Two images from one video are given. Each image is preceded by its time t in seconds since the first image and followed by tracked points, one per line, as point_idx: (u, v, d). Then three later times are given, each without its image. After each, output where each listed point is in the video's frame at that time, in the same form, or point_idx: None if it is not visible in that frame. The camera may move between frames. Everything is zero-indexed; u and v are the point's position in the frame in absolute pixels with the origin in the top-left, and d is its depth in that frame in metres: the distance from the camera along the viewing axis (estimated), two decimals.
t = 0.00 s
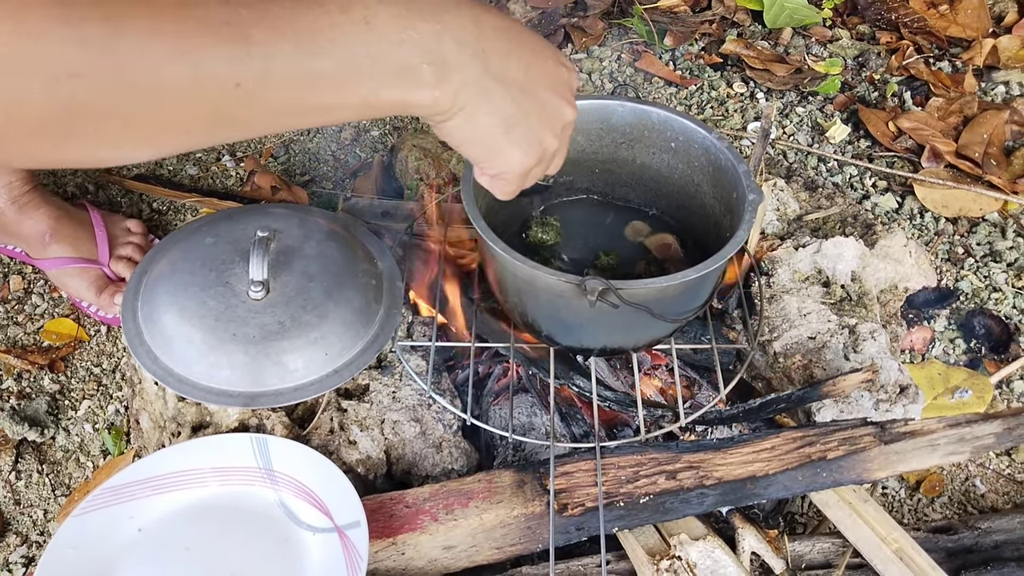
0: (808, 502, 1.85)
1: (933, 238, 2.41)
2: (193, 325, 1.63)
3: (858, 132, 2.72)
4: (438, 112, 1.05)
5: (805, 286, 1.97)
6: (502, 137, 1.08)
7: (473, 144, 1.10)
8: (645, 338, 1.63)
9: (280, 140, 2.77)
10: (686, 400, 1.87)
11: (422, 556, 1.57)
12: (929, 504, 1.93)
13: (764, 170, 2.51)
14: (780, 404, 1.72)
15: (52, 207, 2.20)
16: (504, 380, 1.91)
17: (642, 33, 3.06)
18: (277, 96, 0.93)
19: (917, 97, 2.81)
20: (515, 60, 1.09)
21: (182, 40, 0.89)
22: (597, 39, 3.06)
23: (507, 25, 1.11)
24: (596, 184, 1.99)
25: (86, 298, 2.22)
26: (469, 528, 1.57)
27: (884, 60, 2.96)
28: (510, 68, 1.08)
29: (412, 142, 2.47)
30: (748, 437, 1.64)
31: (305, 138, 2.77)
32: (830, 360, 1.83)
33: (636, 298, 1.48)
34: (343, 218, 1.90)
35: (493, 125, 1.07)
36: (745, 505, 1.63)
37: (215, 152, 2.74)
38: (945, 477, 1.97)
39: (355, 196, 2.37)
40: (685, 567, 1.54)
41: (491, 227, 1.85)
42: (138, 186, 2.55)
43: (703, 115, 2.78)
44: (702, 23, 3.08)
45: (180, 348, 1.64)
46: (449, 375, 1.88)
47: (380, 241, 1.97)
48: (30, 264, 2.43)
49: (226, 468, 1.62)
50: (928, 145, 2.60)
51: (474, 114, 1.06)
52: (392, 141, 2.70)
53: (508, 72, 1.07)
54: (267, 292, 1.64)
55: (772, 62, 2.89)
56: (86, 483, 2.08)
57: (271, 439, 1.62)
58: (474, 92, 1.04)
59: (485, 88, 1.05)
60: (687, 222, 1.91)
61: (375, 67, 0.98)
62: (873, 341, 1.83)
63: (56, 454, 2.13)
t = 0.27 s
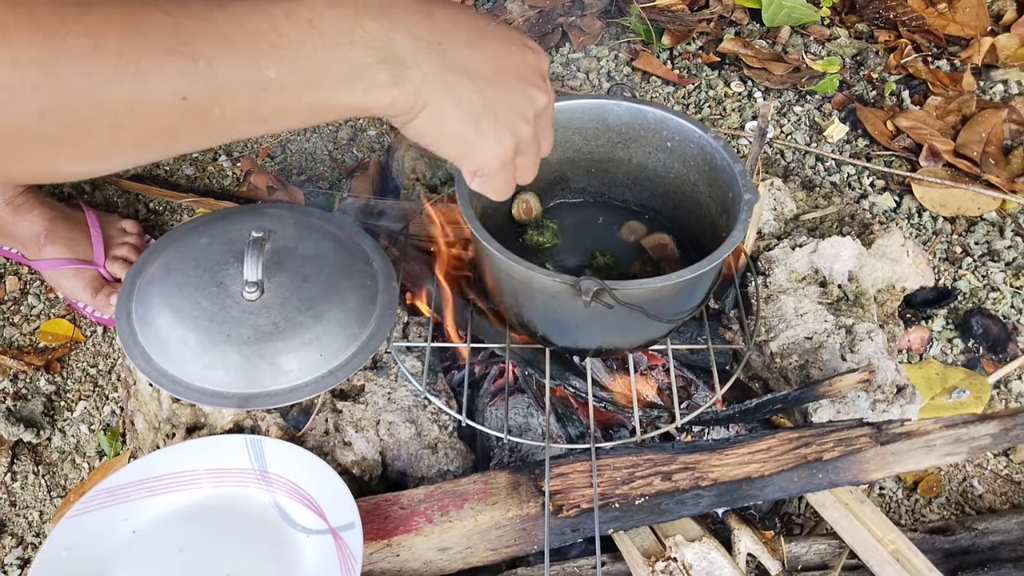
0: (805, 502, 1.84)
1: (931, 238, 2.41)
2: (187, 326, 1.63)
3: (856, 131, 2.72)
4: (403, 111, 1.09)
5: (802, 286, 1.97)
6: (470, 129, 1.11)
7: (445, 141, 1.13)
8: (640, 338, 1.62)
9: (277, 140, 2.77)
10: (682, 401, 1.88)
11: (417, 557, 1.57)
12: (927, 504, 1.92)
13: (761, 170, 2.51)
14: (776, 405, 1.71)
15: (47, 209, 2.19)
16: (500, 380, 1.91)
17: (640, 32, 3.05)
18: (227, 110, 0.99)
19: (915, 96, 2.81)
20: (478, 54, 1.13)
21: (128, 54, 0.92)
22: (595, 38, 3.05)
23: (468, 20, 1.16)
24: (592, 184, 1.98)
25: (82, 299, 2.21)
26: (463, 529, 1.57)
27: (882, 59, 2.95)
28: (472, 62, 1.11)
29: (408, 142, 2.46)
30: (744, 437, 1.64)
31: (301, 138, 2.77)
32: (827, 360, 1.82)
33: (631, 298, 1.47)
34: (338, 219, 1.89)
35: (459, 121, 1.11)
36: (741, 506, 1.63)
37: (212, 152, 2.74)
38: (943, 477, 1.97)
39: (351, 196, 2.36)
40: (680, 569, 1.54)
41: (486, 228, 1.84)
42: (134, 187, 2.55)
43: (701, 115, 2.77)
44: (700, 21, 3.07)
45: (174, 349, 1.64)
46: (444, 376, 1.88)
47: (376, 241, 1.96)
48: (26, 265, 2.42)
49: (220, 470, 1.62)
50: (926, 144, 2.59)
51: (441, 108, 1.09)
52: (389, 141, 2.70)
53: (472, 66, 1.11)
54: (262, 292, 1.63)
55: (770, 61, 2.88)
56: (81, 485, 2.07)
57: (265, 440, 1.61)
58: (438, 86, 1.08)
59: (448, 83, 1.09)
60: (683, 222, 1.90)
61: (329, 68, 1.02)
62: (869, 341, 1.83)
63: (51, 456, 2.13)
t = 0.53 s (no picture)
0: (801, 501, 1.84)
1: (929, 236, 2.40)
2: (180, 326, 1.62)
3: (854, 129, 2.71)
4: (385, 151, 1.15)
5: (799, 284, 1.96)
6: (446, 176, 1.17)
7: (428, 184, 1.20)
8: (635, 338, 1.62)
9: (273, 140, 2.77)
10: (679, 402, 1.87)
11: (411, 558, 1.56)
12: (924, 503, 1.92)
13: (758, 168, 2.50)
14: (773, 404, 1.71)
15: (41, 209, 2.20)
16: (496, 380, 1.90)
17: (637, 30, 3.04)
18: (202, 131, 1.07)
19: (913, 94, 2.80)
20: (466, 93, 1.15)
21: (111, 78, 1.01)
22: (592, 36, 3.04)
23: (457, 54, 1.17)
24: (588, 183, 1.98)
25: (77, 299, 2.21)
26: (458, 530, 1.56)
27: (880, 56, 2.94)
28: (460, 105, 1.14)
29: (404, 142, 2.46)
30: (739, 437, 1.63)
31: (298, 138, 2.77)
32: (823, 359, 1.82)
33: (625, 298, 1.47)
34: (333, 219, 1.88)
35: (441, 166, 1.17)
36: (736, 505, 1.62)
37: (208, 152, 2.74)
38: (940, 476, 1.96)
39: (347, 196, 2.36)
40: (675, 569, 1.53)
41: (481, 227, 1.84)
42: (129, 187, 2.54)
43: (698, 113, 2.76)
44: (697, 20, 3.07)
45: (167, 350, 1.63)
46: (440, 376, 1.87)
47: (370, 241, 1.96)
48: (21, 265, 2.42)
49: (214, 470, 1.61)
50: (924, 141, 2.58)
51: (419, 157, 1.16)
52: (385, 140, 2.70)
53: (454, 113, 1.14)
54: (255, 293, 1.62)
55: (768, 59, 2.87)
56: (76, 486, 2.07)
57: (259, 441, 1.61)
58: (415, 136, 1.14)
59: (430, 131, 1.14)
60: (679, 222, 1.90)
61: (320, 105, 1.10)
62: (866, 340, 1.83)
63: (47, 457, 2.12)
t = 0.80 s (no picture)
0: (796, 501, 1.84)
1: (923, 235, 2.40)
2: (173, 330, 1.62)
3: (848, 128, 2.71)
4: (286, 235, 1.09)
5: (793, 284, 1.96)
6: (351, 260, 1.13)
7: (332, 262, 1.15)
8: (628, 339, 1.62)
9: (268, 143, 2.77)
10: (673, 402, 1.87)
11: (405, 560, 1.56)
12: (919, 502, 1.92)
13: (752, 168, 2.50)
14: (766, 404, 1.71)
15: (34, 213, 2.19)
16: (490, 382, 1.90)
17: (631, 31, 3.05)
18: (73, 229, 0.99)
19: (908, 93, 2.80)
20: (349, 173, 1.03)
21: None
22: (586, 37, 3.05)
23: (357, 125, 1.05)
24: (581, 185, 1.98)
25: (71, 302, 2.22)
26: (452, 532, 1.56)
27: (874, 55, 2.94)
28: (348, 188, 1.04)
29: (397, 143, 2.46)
30: (733, 437, 1.63)
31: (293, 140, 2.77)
32: (817, 359, 1.82)
33: (617, 299, 1.47)
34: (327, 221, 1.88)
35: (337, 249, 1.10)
36: (730, 506, 1.62)
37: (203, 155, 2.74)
38: (935, 475, 1.96)
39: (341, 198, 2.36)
40: (670, 569, 1.53)
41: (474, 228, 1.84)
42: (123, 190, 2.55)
43: (692, 113, 2.76)
44: (691, 20, 3.07)
45: (160, 353, 1.63)
46: (434, 378, 1.87)
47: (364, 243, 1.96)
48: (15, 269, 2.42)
49: (207, 474, 1.60)
50: (919, 141, 2.58)
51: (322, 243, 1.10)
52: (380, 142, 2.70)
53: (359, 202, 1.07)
54: (248, 295, 1.61)
55: (762, 59, 2.88)
56: (72, 489, 2.07)
57: (253, 444, 1.61)
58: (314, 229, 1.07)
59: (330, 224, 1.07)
60: (672, 223, 1.90)
61: (184, 193, 1.00)
62: (859, 339, 1.82)
63: (42, 460, 2.12)
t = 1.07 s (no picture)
0: (790, 494, 1.84)
1: (917, 229, 2.40)
2: (167, 323, 1.62)
3: (843, 123, 2.71)
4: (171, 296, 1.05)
5: (787, 278, 1.97)
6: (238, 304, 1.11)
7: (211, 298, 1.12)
8: (623, 332, 1.62)
9: (262, 137, 2.77)
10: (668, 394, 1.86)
11: (400, 553, 1.56)
12: (913, 495, 1.92)
13: (747, 163, 2.51)
14: (761, 396, 1.71)
15: (28, 207, 2.19)
16: (485, 376, 1.90)
17: (626, 27, 3.05)
18: None
19: (902, 88, 2.80)
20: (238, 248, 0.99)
21: None
22: (581, 32, 3.05)
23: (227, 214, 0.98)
24: (576, 179, 1.98)
25: (64, 297, 2.20)
26: (446, 524, 1.56)
27: (868, 51, 2.95)
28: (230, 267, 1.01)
29: (392, 138, 2.46)
30: (727, 429, 1.63)
31: (287, 135, 2.77)
32: (811, 352, 1.82)
33: (611, 291, 1.47)
34: (321, 215, 1.88)
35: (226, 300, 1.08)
36: (724, 498, 1.63)
37: (197, 150, 2.74)
38: (929, 468, 1.96)
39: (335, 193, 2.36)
40: (664, 561, 1.53)
41: (468, 222, 1.84)
42: (117, 185, 2.54)
43: (687, 109, 2.77)
44: (686, 15, 3.07)
45: (154, 347, 1.63)
46: (428, 371, 1.87)
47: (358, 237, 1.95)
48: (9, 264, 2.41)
49: (201, 466, 1.60)
50: (913, 136, 2.59)
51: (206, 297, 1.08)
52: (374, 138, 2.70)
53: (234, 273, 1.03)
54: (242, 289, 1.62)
55: (757, 55, 2.88)
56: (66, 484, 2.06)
57: (247, 437, 1.62)
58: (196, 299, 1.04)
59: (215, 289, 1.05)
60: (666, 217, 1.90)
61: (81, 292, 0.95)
62: (854, 332, 1.82)
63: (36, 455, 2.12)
